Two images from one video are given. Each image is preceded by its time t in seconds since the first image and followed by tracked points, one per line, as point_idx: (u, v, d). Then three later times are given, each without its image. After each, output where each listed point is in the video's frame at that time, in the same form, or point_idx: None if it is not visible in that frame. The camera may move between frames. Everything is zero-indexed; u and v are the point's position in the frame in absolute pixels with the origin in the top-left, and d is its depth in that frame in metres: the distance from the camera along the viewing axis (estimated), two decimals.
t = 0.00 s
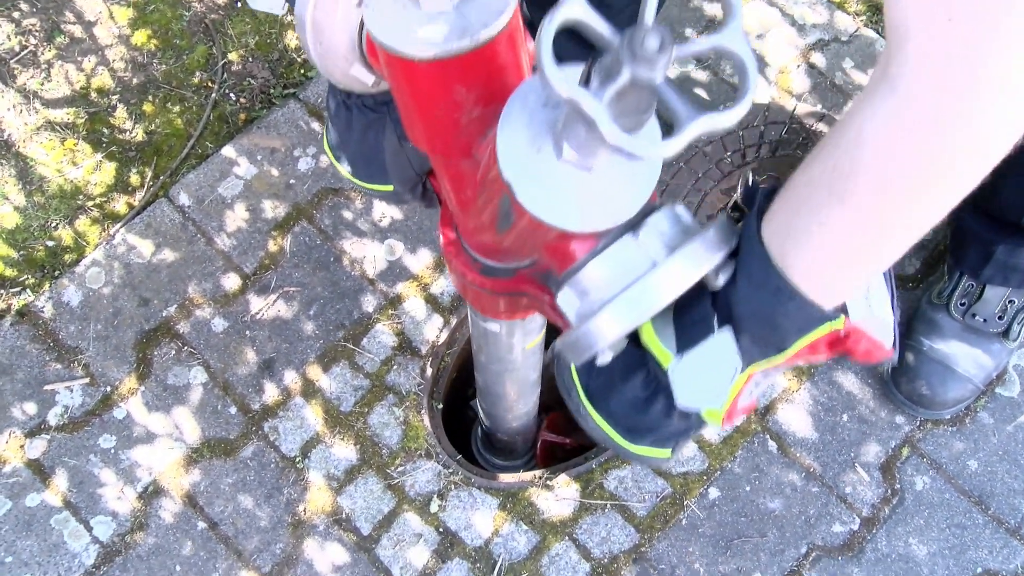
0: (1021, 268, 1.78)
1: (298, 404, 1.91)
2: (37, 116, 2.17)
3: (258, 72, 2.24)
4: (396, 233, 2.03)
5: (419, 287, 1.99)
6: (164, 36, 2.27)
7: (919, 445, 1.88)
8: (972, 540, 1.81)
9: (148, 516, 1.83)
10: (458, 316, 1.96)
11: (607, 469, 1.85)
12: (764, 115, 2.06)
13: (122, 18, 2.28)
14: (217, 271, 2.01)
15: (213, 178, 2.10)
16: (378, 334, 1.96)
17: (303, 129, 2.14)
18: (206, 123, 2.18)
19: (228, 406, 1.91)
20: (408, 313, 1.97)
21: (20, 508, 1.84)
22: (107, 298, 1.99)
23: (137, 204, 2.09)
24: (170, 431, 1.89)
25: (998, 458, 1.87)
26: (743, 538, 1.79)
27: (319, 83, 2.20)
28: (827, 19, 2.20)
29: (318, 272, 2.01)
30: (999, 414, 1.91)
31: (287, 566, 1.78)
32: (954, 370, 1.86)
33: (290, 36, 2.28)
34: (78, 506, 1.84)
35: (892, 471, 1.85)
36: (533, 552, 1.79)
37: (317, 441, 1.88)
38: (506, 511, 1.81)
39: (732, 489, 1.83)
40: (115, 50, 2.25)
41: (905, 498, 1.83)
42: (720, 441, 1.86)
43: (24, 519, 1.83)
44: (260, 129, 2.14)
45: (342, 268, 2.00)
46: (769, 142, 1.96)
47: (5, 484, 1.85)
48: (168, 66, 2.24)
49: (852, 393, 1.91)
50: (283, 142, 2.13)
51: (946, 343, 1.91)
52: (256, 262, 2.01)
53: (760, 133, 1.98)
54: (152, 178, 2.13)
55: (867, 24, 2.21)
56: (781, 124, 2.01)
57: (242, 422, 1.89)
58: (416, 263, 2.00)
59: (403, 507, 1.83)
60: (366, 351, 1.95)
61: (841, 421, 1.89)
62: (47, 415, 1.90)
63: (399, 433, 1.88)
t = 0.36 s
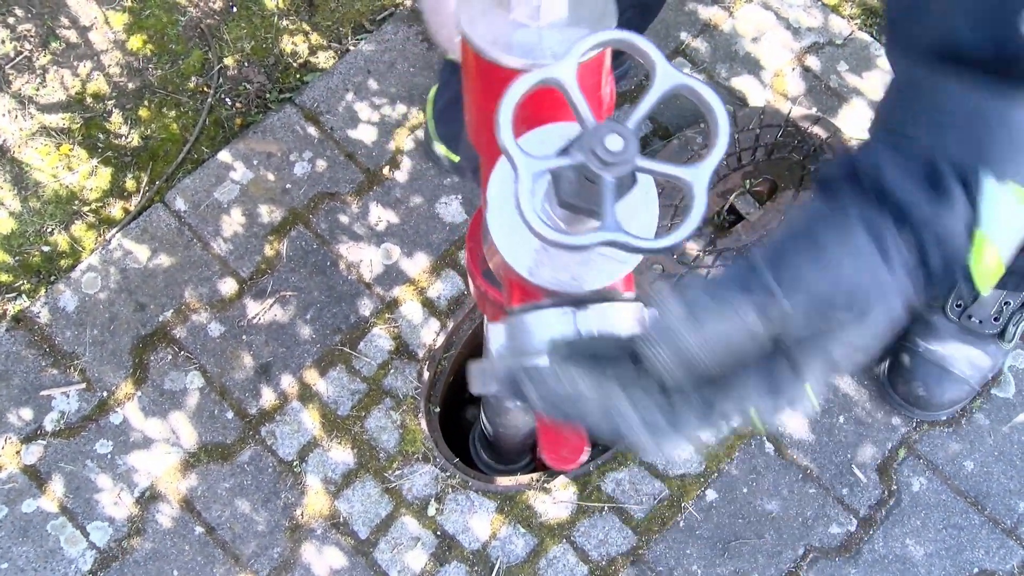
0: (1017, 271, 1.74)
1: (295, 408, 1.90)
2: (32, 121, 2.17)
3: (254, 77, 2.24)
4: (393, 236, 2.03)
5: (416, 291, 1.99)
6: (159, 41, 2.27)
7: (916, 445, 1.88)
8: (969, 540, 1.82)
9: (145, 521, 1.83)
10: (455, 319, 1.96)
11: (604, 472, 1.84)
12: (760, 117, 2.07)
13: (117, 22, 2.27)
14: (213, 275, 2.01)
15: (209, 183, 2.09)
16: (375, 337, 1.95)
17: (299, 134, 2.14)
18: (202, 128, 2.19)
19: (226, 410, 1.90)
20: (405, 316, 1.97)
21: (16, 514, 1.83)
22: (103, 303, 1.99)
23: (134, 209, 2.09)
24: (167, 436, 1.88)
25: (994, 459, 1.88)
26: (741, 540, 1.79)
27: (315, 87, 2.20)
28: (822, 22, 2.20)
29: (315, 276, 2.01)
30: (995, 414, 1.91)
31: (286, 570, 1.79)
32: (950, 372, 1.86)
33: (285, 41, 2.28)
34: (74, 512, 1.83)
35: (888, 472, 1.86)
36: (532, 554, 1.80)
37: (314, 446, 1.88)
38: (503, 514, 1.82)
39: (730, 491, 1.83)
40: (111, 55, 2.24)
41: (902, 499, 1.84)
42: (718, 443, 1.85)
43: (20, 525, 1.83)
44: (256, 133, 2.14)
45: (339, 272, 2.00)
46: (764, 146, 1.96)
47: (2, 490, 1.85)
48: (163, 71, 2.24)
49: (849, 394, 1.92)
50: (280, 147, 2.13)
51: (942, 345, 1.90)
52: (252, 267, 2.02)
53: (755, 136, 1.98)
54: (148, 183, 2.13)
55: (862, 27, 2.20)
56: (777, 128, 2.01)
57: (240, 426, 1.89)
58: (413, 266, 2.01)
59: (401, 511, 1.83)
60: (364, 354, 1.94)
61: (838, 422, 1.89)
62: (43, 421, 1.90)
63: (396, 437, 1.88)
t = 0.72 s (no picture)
0: (1016, 271, 1.75)
1: (294, 408, 1.90)
2: (30, 121, 2.17)
3: (252, 76, 2.24)
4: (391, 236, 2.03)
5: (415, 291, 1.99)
6: (157, 40, 2.27)
7: (914, 445, 1.89)
8: (967, 539, 1.82)
9: (144, 521, 1.82)
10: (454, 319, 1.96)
11: (604, 472, 1.85)
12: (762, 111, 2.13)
13: (116, 22, 2.27)
14: (212, 275, 2.01)
15: (207, 183, 2.09)
16: (374, 337, 1.96)
17: (297, 133, 2.14)
18: (200, 128, 2.19)
19: (224, 410, 1.90)
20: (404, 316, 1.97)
21: (15, 514, 1.83)
22: (102, 303, 1.99)
23: (132, 209, 2.09)
24: (166, 436, 1.88)
25: (993, 458, 1.88)
26: (740, 539, 1.79)
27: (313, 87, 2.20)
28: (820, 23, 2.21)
29: (314, 275, 2.01)
30: (993, 414, 1.92)
31: (284, 570, 1.78)
32: (948, 371, 1.86)
33: (284, 41, 2.28)
34: (73, 512, 1.83)
35: (887, 471, 1.86)
36: (530, 554, 1.79)
37: (313, 445, 1.87)
38: (502, 514, 1.81)
39: (728, 490, 1.83)
40: (109, 55, 2.24)
41: (900, 498, 1.84)
42: (716, 442, 1.87)
43: (18, 525, 1.83)
44: (254, 133, 2.14)
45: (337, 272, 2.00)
46: (763, 145, 1.96)
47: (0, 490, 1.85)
48: (161, 71, 2.24)
49: (847, 393, 1.92)
50: (277, 146, 2.12)
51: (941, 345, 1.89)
52: (251, 266, 2.01)
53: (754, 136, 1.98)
54: (146, 182, 2.12)
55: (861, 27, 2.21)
56: (775, 126, 1.99)
57: (238, 426, 1.89)
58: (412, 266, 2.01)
59: (399, 511, 1.82)
60: (362, 354, 1.95)
61: (836, 422, 1.90)
62: (41, 421, 1.90)
63: (395, 436, 1.88)
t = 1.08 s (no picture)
0: (1016, 277, 1.75)
1: (293, 414, 1.90)
2: (31, 126, 2.17)
3: (253, 82, 2.24)
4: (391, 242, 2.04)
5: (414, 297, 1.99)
6: (158, 46, 2.27)
7: (914, 452, 1.89)
8: (967, 547, 1.82)
9: (143, 527, 1.82)
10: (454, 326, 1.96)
11: (603, 478, 1.85)
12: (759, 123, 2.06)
13: (117, 28, 2.28)
14: (212, 281, 2.01)
15: (208, 188, 2.10)
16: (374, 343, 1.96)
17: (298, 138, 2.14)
18: (201, 134, 2.19)
19: (224, 416, 1.90)
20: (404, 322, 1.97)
21: (14, 520, 1.83)
22: (102, 309, 1.99)
23: (132, 215, 2.09)
24: (166, 442, 1.88)
25: (992, 465, 1.88)
26: (739, 546, 1.79)
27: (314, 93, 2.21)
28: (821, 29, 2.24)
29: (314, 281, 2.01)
30: (992, 421, 1.92)
31: None
32: (948, 378, 1.86)
33: (285, 47, 2.29)
34: (72, 518, 1.83)
35: (886, 479, 1.86)
36: (529, 561, 1.79)
37: (313, 452, 1.87)
38: (502, 521, 1.81)
39: (727, 497, 1.83)
40: (110, 60, 2.25)
41: (900, 506, 1.84)
42: (715, 448, 1.87)
43: (18, 531, 1.83)
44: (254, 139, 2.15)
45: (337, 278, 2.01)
46: (763, 151, 1.94)
47: None
48: (162, 77, 2.24)
49: (847, 400, 1.93)
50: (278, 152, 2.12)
51: (941, 352, 1.88)
52: (251, 272, 2.02)
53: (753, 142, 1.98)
54: (147, 188, 2.13)
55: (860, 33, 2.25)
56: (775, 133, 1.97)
57: (238, 432, 1.89)
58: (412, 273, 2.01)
59: (399, 517, 1.82)
60: (362, 360, 1.94)
61: (836, 429, 1.90)
62: (41, 427, 1.90)
63: (395, 443, 1.88)
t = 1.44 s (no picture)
0: (1016, 289, 1.74)
1: (293, 421, 1.91)
2: (34, 133, 2.18)
3: (255, 90, 2.26)
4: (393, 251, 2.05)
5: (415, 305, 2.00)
6: (161, 54, 2.28)
7: (914, 462, 1.89)
8: (967, 558, 1.82)
9: (143, 534, 1.82)
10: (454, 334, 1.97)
11: (603, 487, 1.85)
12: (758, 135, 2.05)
13: (120, 36, 2.29)
14: (213, 288, 2.02)
15: (210, 196, 2.10)
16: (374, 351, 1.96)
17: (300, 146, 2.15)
18: (203, 141, 2.20)
19: (224, 423, 1.91)
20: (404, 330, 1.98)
21: (14, 527, 1.83)
22: (103, 316, 1.99)
23: (134, 222, 2.10)
24: (166, 449, 1.88)
25: (993, 476, 1.88)
26: (739, 556, 1.79)
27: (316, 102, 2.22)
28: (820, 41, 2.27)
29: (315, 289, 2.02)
30: (992, 432, 1.92)
31: None
32: (948, 389, 1.86)
33: (287, 55, 2.30)
34: (72, 525, 1.83)
35: (886, 489, 1.86)
36: (529, 570, 1.79)
37: (313, 459, 1.88)
38: (502, 529, 1.81)
39: (727, 506, 1.83)
40: (113, 68, 2.26)
41: (899, 516, 1.84)
42: (715, 458, 1.87)
43: (17, 537, 1.83)
44: (256, 147, 2.16)
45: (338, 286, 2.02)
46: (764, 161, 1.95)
47: None
48: (165, 84, 2.25)
49: (846, 410, 1.93)
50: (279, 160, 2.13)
51: (940, 363, 1.89)
52: (252, 280, 2.02)
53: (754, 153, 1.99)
54: (149, 196, 2.14)
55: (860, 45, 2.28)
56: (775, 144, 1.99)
57: (238, 439, 1.89)
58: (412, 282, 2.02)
59: (399, 525, 1.82)
60: (362, 368, 1.95)
61: (836, 439, 1.90)
62: (41, 433, 1.90)
63: (394, 451, 1.88)
